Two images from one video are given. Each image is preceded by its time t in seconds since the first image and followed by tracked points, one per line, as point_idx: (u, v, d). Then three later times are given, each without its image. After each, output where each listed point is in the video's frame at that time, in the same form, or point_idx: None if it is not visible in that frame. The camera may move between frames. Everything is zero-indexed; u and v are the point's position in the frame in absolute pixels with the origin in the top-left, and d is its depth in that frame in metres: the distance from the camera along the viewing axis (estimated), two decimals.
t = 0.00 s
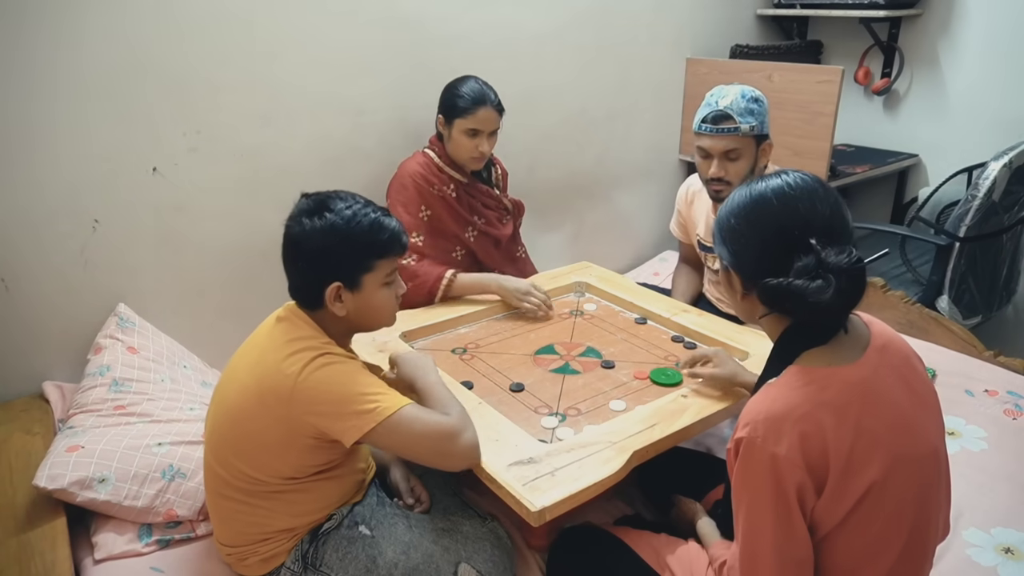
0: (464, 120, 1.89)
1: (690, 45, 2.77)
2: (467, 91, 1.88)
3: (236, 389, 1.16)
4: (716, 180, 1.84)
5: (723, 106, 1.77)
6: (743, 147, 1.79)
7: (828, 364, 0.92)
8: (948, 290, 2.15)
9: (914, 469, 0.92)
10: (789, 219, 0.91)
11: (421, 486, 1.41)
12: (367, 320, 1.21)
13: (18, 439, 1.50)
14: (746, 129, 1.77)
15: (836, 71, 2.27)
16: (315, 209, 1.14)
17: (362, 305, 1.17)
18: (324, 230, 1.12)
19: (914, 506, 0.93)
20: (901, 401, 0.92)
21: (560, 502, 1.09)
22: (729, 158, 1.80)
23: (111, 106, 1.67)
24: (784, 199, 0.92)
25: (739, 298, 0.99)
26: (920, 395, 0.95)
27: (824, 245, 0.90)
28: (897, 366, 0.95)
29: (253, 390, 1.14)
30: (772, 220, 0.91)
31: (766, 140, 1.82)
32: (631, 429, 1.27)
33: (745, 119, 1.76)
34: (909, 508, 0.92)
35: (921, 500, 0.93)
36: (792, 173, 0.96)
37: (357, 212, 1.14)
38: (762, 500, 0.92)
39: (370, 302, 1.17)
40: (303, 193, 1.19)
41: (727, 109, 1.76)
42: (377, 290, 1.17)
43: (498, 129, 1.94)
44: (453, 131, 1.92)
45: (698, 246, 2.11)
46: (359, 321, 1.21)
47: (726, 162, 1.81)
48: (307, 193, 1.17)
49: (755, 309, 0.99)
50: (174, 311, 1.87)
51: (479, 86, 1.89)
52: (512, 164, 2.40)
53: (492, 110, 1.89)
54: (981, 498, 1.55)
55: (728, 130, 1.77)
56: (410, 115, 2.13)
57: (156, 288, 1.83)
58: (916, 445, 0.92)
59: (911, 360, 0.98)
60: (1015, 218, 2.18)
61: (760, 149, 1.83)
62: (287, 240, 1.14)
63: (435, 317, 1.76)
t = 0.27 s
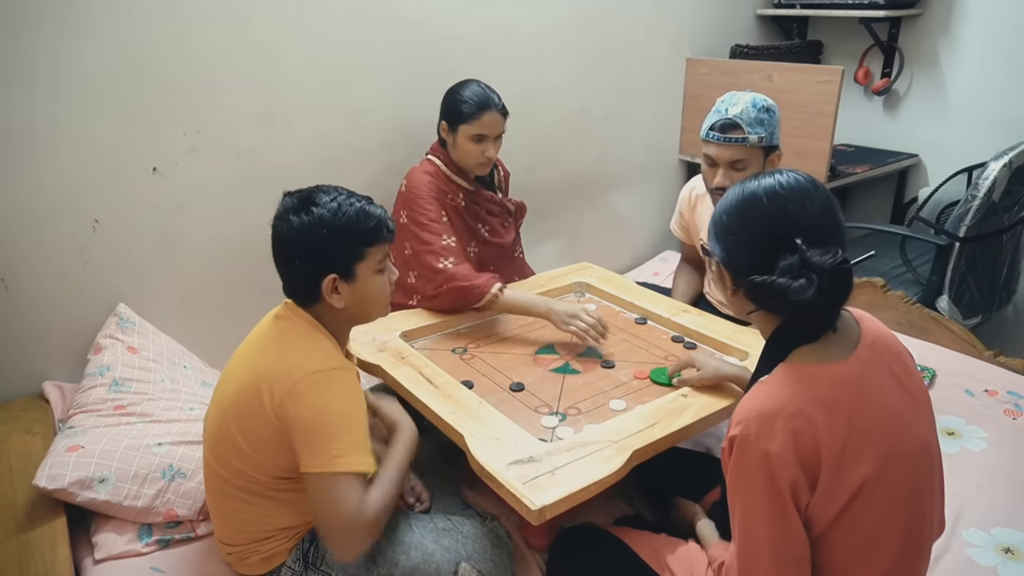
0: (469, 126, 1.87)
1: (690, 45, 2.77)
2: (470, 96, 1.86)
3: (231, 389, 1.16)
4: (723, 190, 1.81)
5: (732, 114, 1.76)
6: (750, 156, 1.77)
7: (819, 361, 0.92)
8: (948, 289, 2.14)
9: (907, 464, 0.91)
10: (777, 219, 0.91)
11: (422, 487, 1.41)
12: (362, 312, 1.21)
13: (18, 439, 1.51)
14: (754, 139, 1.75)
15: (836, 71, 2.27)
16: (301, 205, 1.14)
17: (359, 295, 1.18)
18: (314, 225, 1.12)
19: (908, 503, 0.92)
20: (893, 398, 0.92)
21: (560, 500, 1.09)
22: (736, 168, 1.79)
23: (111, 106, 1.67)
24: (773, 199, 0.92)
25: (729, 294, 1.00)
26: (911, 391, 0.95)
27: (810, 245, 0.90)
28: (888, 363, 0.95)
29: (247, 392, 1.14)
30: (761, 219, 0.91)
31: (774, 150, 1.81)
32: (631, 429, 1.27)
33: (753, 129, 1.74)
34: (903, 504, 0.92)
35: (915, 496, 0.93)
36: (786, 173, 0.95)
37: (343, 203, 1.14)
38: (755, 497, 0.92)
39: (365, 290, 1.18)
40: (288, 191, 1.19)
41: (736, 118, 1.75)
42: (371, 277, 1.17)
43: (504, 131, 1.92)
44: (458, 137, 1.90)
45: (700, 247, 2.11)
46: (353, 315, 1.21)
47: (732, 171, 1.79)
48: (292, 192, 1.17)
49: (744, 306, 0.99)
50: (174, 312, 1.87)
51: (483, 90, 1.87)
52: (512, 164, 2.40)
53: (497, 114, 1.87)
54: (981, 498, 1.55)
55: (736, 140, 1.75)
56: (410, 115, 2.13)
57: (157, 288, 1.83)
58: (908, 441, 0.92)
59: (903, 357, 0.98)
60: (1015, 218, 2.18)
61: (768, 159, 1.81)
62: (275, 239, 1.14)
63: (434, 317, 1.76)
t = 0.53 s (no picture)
0: (481, 137, 1.78)
1: (690, 46, 2.77)
2: (479, 105, 1.77)
3: (231, 386, 1.16)
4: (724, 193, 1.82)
5: (737, 118, 1.75)
6: (753, 161, 1.77)
7: (807, 356, 0.92)
8: (948, 289, 2.14)
9: (896, 458, 0.91)
10: (764, 216, 0.91)
11: (420, 485, 1.42)
12: (358, 318, 1.19)
13: (18, 439, 1.50)
14: (757, 145, 1.74)
15: (836, 71, 2.27)
16: (302, 204, 1.14)
17: (350, 301, 1.16)
18: (308, 226, 1.12)
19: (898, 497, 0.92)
20: (882, 392, 0.92)
21: (559, 501, 1.09)
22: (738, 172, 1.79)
23: (111, 106, 1.67)
24: (762, 197, 0.92)
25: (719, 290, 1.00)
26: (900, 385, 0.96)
27: (795, 242, 0.90)
28: (877, 357, 0.95)
29: (244, 391, 1.13)
30: (748, 215, 0.92)
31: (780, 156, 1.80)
32: (630, 429, 1.27)
33: (757, 135, 1.74)
34: (893, 498, 0.92)
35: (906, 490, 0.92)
36: (776, 173, 0.96)
37: (343, 208, 1.13)
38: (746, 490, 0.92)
39: (357, 299, 1.16)
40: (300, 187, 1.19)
41: (740, 123, 1.75)
42: (364, 288, 1.15)
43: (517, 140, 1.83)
44: (469, 149, 1.81)
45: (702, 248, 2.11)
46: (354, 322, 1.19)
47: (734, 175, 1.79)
48: (300, 189, 1.18)
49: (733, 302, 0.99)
50: (175, 312, 1.87)
51: (492, 99, 1.78)
52: (512, 164, 2.40)
53: (508, 124, 1.78)
54: (981, 498, 1.55)
55: (739, 144, 1.75)
56: (410, 115, 2.13)
57: (157, 288, 1.83)
58: (897, 436, 0.91)
59: (893, 352, 0.98)
60: (1015, 218, 2.18)
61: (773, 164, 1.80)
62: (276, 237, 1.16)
63: (433, 317, 1.76)
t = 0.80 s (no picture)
0: (491, 144, 1.77)
1: (690, 45, 2.77)
2: (487, 110, 1.76)
3: (251, 401, 1.12)
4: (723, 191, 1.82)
5: (737, 117, 1.75)
6: (752, 160, 1.77)
7: (805, 354, 0.92)
8: (948, 289, 2.14)
9: (893, 454, 0.91)
10: (763, 213, 0.91)
11: (423, 487, 1.43)
12: (382, 341, 1.14)
13: (18, 439, 1.50)
14: (756, 143, 1.74)
15: (836, 71, 2.27)
16: (333, 221, 1.07)
17: (376, 326, 1.11)
18: (338, 246, 1.05)
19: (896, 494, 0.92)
20: (878, 389, 0.92)
21: (560, 501, 1.09)
22: (737, 170, 1.79)
23: (111, 106, 1.67)
24: (761, 195, 0.92)
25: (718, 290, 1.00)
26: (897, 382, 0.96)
27: (793, 239, 0.90)
28: (874, 355, 0.95)
29: (265, 411, 1.10)
30: (748, 213, 0.92)
31: (780, 154, 1.79)
32: (631, 429, 1.27)
33: (756, 133, 1.73)
34: (891, 495, 0.92)
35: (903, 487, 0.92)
36: (773, 172, 0.96)
37: (377, 229, 1.06)
38: (744, 487, 0.92)
39: (383, 324, 1.10)
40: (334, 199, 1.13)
41: (739, 121, 1.74)
42: (392, 313, 1.09)
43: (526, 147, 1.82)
44: (479, 154, 1.80)
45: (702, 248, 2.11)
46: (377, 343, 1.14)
47: (733, 174, 1.79)
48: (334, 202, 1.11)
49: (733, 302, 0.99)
50: (175, 312, 1.87)
51: (501, 103, 1.76)
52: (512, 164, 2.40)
53: (520, 131, 1.77)
54: (981, 498, 1.55)
55: (738, 142, 1.74)
56: (410, 115, 2.13)
57: (157, 288, 1.83)
58: (893, 433, 0.92)
59: (890, 350, 0.98)
60: (1015, 218, 2.18)
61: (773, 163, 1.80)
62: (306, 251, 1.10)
63: (434, 317, 1.76)
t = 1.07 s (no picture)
0: (485, 137, 1.77)
1: (690, 46, 2.77)
2: (481, 102, 1.77)
3: (289, 417, 1.10)
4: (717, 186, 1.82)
5: (729, 110, 1.76)
6: (744, 154, 1.77)
7: (813, 356, 0.92)
8: (948, 289, 2.13)
9: (899, 457, 0.91)
10: (783, 211, 0.91)
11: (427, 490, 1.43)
12: (434, 376, 1.12)
13: (18, 439, 1.50)
14: (748, 137, 1.74)
15: (836, 71, 2.27)
16: (403, 254, 1.04)
17: (434, 364, 1.09)
18: (407, 283, 1.02)
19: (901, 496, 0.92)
20: (885, 391, 0.92)
21: (559, 501, 1.09)
22: (730, 164, 1.79)
23: (110, 106, 1.67)
24: (773, 193, 0.93)
25: (733, 294, 0.99)
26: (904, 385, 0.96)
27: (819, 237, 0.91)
28: (882, 357, 0.95)
29: (303, 432, 1.08)
30: (767, 213, 0.92)
31: (772, 149, 1.80)
32: (631, 429, 1.27)
33: (749, 127, 1.74)
34: (896, 498, 0.92)
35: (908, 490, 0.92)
36: (777, 171, 0.97)
37: (449, 267, 1.03)
38: (751, 488, 0.92)
39: (439, 361, 1.08)
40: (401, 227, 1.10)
41: (732, 115, 1.75)
42: (453, 353, 1.07)
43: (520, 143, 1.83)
44: (473, 147, 1.80)
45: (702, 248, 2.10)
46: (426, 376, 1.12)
47: (726, 168, 1.79)
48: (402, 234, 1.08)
49: (749, 305, 0.98)
50: (174, 312, 1.87)
51: (495, 96, 1.77)
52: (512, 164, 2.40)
53: (513, 125, 1.78)
54: (980, 498, 1.55)
55: (730, 136, 1.75)
56: (410, 115, 2.13)
57: (156, 288, 1.83)
58: (900, 435, 0.91)
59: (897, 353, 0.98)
60: (1015, 218, 2.18)
61: (766, 158, 1.81)
62: (370, 282, 1.06)
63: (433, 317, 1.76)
